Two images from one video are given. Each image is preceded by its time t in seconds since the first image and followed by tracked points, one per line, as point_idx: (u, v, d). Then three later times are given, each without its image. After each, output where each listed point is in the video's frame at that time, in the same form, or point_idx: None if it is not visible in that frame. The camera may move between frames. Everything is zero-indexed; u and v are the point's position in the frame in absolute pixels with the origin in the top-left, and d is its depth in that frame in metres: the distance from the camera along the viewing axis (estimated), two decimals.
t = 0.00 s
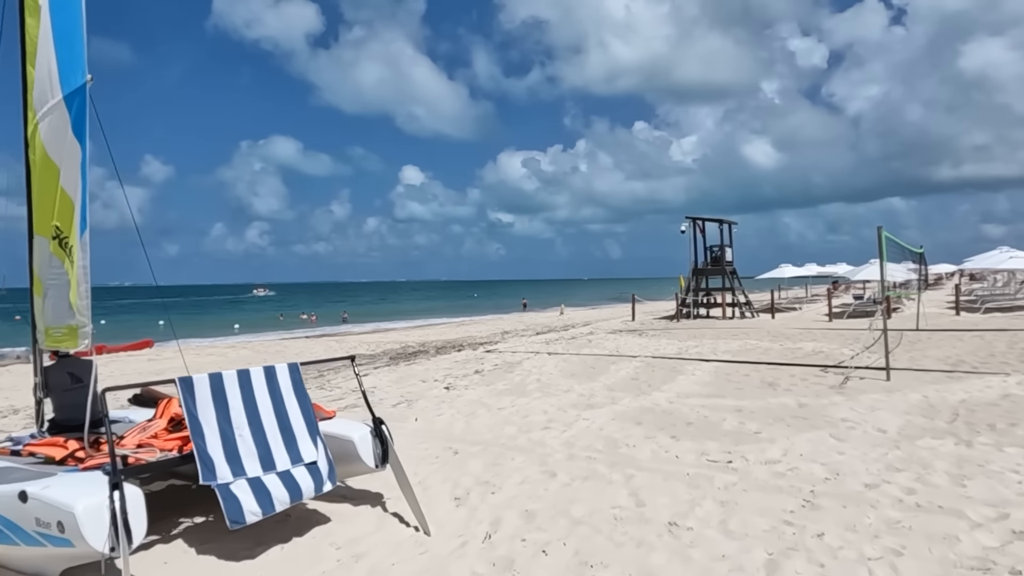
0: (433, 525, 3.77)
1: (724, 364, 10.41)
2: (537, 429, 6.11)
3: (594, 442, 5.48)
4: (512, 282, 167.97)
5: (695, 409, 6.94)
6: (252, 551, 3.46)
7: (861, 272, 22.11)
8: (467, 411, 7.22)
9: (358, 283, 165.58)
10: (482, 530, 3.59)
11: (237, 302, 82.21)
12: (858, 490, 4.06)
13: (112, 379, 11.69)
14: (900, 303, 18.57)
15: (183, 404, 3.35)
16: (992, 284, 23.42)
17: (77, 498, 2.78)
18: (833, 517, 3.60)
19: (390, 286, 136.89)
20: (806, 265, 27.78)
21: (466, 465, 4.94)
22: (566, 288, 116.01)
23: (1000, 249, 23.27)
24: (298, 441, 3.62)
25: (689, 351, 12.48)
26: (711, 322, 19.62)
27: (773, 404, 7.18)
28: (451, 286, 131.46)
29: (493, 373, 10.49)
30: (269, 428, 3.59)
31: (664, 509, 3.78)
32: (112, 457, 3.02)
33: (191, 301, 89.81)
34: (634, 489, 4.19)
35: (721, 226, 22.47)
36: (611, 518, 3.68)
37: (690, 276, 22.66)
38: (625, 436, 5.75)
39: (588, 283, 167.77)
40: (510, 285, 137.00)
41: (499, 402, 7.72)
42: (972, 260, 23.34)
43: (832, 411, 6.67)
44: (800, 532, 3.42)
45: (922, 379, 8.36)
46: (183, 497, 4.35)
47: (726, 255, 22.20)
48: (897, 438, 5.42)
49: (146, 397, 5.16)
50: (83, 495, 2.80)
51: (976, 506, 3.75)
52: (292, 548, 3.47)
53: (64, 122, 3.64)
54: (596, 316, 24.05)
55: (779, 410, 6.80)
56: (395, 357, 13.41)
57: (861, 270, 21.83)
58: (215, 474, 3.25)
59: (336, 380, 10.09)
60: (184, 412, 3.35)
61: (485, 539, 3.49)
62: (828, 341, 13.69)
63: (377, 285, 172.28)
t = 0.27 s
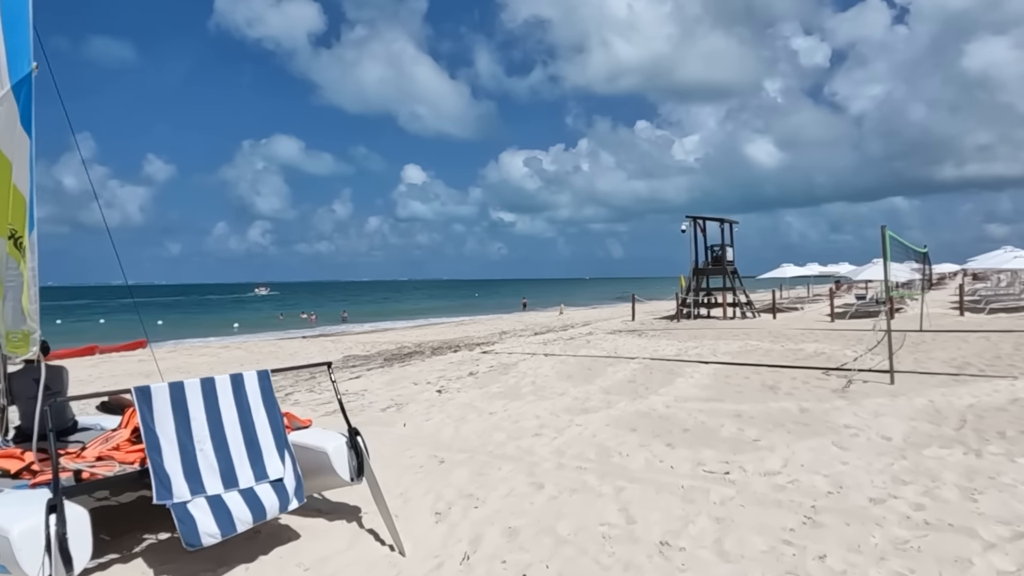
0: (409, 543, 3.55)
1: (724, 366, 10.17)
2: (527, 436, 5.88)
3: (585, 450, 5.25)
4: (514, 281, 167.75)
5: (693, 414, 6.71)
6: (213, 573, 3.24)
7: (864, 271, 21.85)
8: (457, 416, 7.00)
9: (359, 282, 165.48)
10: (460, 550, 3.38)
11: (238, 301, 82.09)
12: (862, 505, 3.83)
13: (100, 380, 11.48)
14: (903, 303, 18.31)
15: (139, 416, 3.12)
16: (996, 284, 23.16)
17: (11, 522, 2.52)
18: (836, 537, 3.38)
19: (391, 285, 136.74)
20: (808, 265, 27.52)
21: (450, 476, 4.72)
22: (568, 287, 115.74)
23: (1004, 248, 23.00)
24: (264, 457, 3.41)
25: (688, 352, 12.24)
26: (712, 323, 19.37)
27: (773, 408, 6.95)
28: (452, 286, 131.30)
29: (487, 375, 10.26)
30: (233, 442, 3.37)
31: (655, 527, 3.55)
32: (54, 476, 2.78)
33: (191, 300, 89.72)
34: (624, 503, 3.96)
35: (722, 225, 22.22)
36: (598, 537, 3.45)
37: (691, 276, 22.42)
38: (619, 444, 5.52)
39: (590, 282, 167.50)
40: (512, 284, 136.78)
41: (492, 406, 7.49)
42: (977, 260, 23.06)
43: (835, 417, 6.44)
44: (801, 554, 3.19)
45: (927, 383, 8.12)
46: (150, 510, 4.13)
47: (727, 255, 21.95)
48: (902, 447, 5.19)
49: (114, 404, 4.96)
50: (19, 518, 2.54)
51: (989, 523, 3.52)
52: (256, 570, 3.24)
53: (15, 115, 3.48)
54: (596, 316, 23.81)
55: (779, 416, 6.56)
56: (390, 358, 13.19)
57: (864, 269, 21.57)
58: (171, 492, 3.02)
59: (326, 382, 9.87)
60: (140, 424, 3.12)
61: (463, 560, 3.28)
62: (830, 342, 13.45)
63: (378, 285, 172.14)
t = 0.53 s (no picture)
0: (392, 556, 3.35)
1: (726, 367, 9.95)
2: (522, 440, 5.67)
3: (582, 456, 5.03)
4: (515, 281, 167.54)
5: (694, 417, 6.50)
6: None
7: (868, 271, 21.61)
8: (451, 419, 6.78)
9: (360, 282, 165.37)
10: (445, 565, 3.17)
11: (239, 301, 81.95)
12: (873, 516, 3.61)
13: (91, 381, 11.29)
14: (907, 303, 18.06)
15: (100, 421, 2.91)
16: (1001, 284, 22.89)
17: None
18: (847, 551, 3.16)
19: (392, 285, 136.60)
20: (811, 264, 27.26)
21: (439, 483, 4.51)
22: (569, 287, 115.48)
23: (1010, 248, 22.73)
24: (235, 465, 3.24)
25: (690, 353, 12.01)
26: (714, 323, 19.13)
27: (778, 411, 6.72)
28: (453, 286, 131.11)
29: (484, 376, 10.05)
30: (202, 449, 3.18)
31: (654, 539, 3.34)
32: None
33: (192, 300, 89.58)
34: (621, 513, 3.75)
35: (724, 224, 21.98)
36: (593, 550, 3.24)
37: (693, 275, 22.19)
38: (616, 449, 5.30)
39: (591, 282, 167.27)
40: (513, 284, 136.55)
41: (487, 409, 7.28)
42: (982, 259, 22.79)
43: (841, 420, 6.22)
44: (809, 570, 2.98)
45: (935, 384, 7.89)
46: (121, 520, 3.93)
47: (729, 254, 21.70)
48: (912, 452, 4.97)
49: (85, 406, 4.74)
50: None
51: (1009, 536, 3.30)
52: None
53: None
54: (597, 316, 23.57)
55: (783, 419, 6.35)
56: (387, 358, 12.98)
57: (868, 269, 21.31)
58: (133, 503, 2.83)
59: (320, 383, 9.66)
60: (101, 430, 2.92)
61: None
62: (834, 342, 13.21)
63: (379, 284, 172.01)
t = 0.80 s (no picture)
0: None
1: (727, 368, 9.70)
2: (514, 446, 5.42)
3: (577, 464, 4.79)
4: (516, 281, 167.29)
5: (695, 422, 6.25)
6: None
7: (872, 271, 21.32)
8: (442, 423, 6.54)
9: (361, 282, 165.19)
10: None
11: (239, 301, 81.78)
12: (888, 532, 3.37)
13: (80, 382, 11.07)
14: (912, 302, 17.78)
15: (46, 435, 2.66)
16: (1006, 283, 22.60)
17: None
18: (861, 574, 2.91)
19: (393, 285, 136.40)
20: (814, 264, 26.97)
21: (425, 494, 4.27)
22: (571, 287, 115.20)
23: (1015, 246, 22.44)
24: (197, 480, 3.02)
25: (691, 354, 11.76)
26: (716, 323, 18.87)
27: (782, 415, 6.47)
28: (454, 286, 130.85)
29: (480, 378, 9.82)
30: (162, 463, 2.95)
31: (651, 560, 3.09)
32: None
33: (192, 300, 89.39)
34: (616, 529, 3.50)
35: (726, 223, 21.70)
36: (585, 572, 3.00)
37: (694, 275, 21.93)
38: (613, 456, 5.05)
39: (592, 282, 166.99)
40: (515, 284, 136.37)
41: (481, 412, 7.04)
42: (988, 257, 22.47)
43: (848, 424, 5.96)
44: None
45: (944, 387, 7.63)
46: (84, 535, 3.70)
47: (731, 253, 21.43)
48: (925, 460, 4.71)
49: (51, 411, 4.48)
50: None
51: None
52: None
53: None
54: (597, 316, 23.31)
55: (788, 423, 6.10)
56: (382, 360, 12.75)
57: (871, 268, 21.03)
58: (80, 525, 2.62)
59: (312, 386, 9.42)
60: (47, 444, 2.67)
61: None
62: (839, 343, 12.95)
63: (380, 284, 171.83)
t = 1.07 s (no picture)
0: None
1: (728, 370, 9.49)
2: (505, 451, 5.23)
3: (568, 471, 4.59)
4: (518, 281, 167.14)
5: (694, 426, 6.04)
6: None
7: (875, 270, 21.08)
8: (433, 428, 6.34)
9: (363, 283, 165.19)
10: None
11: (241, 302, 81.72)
12: (894, 546, 3.16)
13: (71, 385, 10.90)
14: (917, 302, 17.54)
15: None
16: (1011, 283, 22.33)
17: None
18: None
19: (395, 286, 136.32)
20: (816, 263, 26.73)
21: (408, 503, 4.08)
22: (573, 287, 115.00)
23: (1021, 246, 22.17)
24: (156, 492, 2.86)
25: (692, 355, 11.55)
26: (717, 324, 18.66)
27: (783, 419, 6.27)
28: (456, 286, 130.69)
29: (476, 380, 9.62)
30: (117, 473, 2.79)
31: None
32: None
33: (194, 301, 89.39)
34: (606, 542, 3.31)
35: (727, 222, 21.48)
36: None
37: (696, 275, 21.71)
38: (607, 463, 4.85)
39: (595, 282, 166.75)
40: (517, 284, 136.20)
41: (474, 416, 6.85)
42: (993, 257, 22.21)
43: (852, 428, 5.76)
44: None
45: (950, 389, 7.41)
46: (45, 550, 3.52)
47: (733, 253, 21.21)
48: (932, 466, 4.50)
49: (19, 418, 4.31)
50: None
51: None
52: None
53: None
54: (598, 317, 23.10)
55: (790, 428, 5.89)
56: (379, 361, 12.57)
57: (875, 268, 20.78)
58: (24, 542, 2.45)
59: (304, 389, 9.24)
60: None
61: None
62: (842, 344, 12.74)
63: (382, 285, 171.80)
